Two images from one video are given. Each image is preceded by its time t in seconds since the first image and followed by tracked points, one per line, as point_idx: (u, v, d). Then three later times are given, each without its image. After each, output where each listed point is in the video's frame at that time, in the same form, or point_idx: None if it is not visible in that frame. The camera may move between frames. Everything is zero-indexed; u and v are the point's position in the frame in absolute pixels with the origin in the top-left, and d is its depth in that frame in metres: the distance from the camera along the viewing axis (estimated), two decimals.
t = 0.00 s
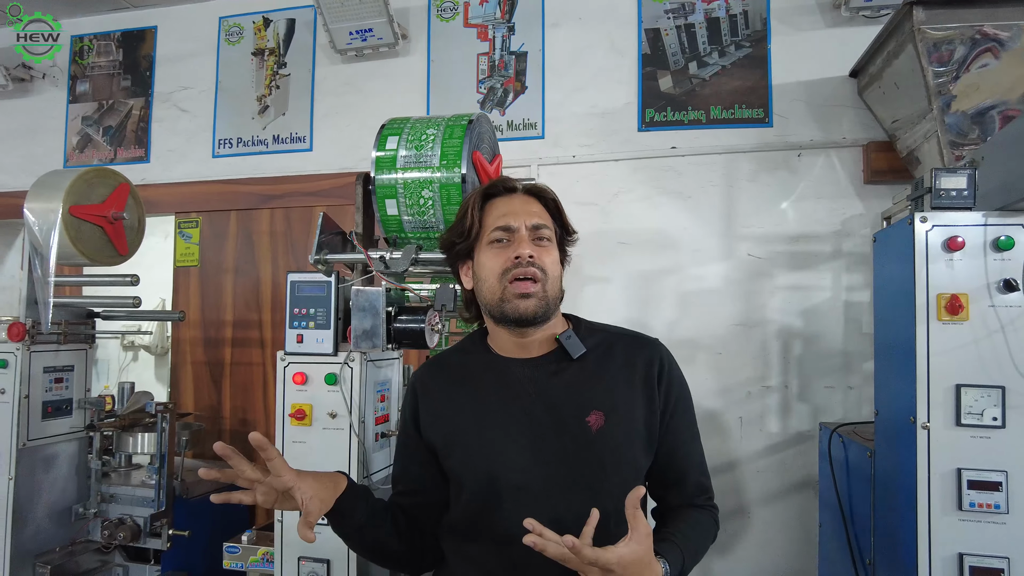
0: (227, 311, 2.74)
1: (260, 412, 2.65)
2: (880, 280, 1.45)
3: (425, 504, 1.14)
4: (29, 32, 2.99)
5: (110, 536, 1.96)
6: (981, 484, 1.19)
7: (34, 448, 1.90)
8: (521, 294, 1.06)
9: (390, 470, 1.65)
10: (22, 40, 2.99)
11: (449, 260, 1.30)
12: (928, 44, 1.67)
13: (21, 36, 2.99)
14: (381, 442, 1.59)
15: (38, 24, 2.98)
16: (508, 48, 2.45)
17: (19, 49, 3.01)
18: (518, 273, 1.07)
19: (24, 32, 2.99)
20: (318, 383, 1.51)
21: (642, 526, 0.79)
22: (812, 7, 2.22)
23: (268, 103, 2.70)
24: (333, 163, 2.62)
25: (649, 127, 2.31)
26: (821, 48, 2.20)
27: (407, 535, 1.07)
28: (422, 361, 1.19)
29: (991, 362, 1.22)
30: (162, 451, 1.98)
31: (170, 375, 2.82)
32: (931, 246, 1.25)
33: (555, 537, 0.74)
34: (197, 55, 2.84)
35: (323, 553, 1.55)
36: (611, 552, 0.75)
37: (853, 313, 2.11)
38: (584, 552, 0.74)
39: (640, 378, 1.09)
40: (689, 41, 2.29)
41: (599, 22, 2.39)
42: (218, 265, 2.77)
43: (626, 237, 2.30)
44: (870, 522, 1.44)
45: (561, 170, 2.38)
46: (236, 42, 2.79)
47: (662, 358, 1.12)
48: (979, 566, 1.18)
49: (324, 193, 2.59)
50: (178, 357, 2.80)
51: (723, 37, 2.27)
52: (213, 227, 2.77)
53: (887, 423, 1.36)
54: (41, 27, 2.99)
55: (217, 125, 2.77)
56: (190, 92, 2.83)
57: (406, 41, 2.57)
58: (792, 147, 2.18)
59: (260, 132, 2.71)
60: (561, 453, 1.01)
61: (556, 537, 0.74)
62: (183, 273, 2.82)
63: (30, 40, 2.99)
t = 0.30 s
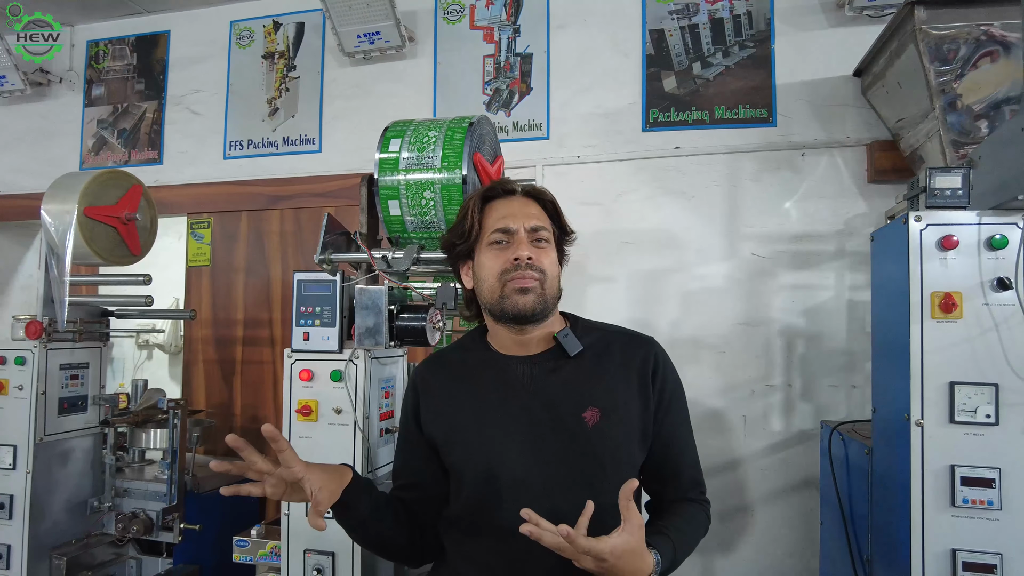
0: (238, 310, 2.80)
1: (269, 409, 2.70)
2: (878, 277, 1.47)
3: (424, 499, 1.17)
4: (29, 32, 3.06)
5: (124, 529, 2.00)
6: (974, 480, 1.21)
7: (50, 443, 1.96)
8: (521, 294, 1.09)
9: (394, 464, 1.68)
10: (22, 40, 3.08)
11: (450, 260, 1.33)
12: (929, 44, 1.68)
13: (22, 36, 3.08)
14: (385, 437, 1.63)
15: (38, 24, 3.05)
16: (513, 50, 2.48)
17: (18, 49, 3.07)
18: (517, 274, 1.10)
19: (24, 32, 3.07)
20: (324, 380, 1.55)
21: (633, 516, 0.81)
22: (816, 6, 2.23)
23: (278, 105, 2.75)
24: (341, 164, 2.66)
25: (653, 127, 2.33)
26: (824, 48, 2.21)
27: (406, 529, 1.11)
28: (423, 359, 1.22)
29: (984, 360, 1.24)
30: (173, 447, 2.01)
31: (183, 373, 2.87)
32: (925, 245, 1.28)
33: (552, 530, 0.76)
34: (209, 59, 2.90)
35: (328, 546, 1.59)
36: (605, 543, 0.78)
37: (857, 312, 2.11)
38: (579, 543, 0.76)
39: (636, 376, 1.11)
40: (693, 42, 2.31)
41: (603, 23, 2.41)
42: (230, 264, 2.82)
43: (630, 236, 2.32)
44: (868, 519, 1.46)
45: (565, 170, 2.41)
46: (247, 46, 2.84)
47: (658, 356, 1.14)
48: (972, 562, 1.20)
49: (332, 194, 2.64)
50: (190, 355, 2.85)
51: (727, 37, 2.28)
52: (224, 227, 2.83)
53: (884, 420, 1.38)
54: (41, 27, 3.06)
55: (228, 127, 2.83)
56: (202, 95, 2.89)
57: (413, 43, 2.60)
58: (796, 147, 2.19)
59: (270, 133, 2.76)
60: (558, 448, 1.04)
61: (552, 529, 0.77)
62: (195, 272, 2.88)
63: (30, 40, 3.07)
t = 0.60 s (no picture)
0: (248, 310, 2.84)
1: (278, 407, 2.75)
2: (877, 277, 1.48)
3: (426, 494, 1.19)
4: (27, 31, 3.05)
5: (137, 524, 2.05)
6: (969, 478, 1.22)
7: (65, 439, 2.02)
8: (524, 295, 1.11)
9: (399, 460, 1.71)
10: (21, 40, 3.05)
11: (455, 261, 1.36)
12: (930, 44, 1.69)
13: (20, 36, 3.06)
14: (390, 434, 1.66)
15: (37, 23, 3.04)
16: (519, 53, 2.51)
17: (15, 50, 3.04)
18: (521, 276, 1.12)
19: (24, 33, 3.06)
20: (330, 378, 1.58)
21: (633, 512, 0.83)
22: (820, 7, 2.24)
23: (287, 108, 2.80)
24: (349, 165, 2.70)
25: (658, 128, 2.35)
26: (828, 48, 2.22)
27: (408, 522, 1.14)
28: (426, 356, 1.25)
29: (980, 359, 1.25)
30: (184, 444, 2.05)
31: (194, 371, 2.93)
32: (921, 245, 1.29)
33: (554, 523, 0.78)
34: (220, 63, 2.95)
35: (334, 541, 1.62)
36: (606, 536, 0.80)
37: (861, 311, 2.12)
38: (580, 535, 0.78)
39: (635, 375, 1.13)
40: (696, 43, 2.32)
41: (608, 25, 2.43)
42: (240, 265, 2.87)
43: (635, 237, 2.34)
44: (867, 517, 1.48)
45: (570, 171, 2.43)
46: (257, 50, 2.89)
47: (657, 355, 1.16)
48: (967, 560, 1.22)
49: (339, 195, 2.68)
50: (201, 354, 2.91)
51: (731, 38, 2.29)
52: (234, 228, 2.88)
53: (882, 419, 1.39)
54: (41, 27, 3.06)
55: (238, 130, 2.88)
56: (213, 98, 2.95)
57: (420, 46, 2.64)
58: (800, 147, 2.20)
59: (279, 136, 2.80)
60: (558, 444, 1.07)
61: (555, 521, 0.79)
62: (206, 273, 2.93)
63: (29, 40, 3.07)
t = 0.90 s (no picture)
0: (259, 308, 2.88)
1: (289, 403, 2.78)
2: (885, 274, 1.48)
3: (435, 488, 1.21)
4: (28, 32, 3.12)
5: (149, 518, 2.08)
6: (977, 476, 1.22)
7: (80, 435, 2.06)
8: (530, 280, 1.13)
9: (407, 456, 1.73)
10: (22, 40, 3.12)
11: (462, 258, 1.37)
12: (940, 40, 1.69)
13: (22, 36, 3.13)
14: (399, 430, 1.68)
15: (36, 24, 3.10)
16: (527, 51, 2.52)
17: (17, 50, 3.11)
18: (526, 262, 1.14)
19: (24, 32, 3.12)
20: (339, 374, 1.60)
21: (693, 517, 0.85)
22: (829, 4, 2.23)
23: (297, 108, 2.83)
24: (358, 164, 2.72)
25: (666, 125, 2.35)
26: (838, 45, 2.21)
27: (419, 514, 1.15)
28: (435, 351, 1.26)
29: (989, 355, 1.25)
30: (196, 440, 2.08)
31: (206, 368, 2.96)
32: (928, 241, 1.29)
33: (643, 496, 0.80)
34: (231, 63, 2.99)
35: (344, 536, 1.64)
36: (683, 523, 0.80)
37: (870, 309, 2.11)
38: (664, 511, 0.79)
39: (642, 369, 1.14)
40: (705, 41, 2.32)
41: (616, 23, 2.44)
42: (251, 263, 2.91)
43: (643, 235, 2.34)
44: (875, 515, 1.47)
45: (578, 170, 2.44)
46: (267, 50, 2.92)
47: (664, 350, 1.17)
48: (975, 557, 1.22)
49: (349, 194, 2.70)
50: (213, 351, 2.94)
51: (739, 36, 2.29)
52: (245, 226, 2.91)
53: (890, 416, 1.39)
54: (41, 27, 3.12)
55: (249, 129, 2.91)
56: (224, 98, 2.98)
57: (428, 46, 2.65)
58: (808, 145, 2.20)
59: (290, 135, 2.83)
60: (566, 437, 1.08)
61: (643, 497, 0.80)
62: (218, 271, 2.97)
63: (30, 40, 3.14)
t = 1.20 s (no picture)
0: (269, 307, 2.89)
1: (299, 402, 2.79)
2: (903, 272, 1.46)
3: (448, 488, 1.20)
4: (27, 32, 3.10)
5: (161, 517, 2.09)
6: (1000, 478, 1.21)
7: (91, 434, 2.07)
8: (537, 281, 1.12)
9: (418, 456, 1.73)
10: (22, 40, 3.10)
11: (471, 259, 1.37)
12: (957, 36, 1.67)
13: (21, 35, 3.10)
14: (410, 430, 1.68)
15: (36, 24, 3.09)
16: (537, 49, 2.51)
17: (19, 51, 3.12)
18: (532, 262, 1.13)
19: (24, 32, 3.10)
20: (351, 374, 1.60)
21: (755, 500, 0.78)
22: None
23: (307, 107, 2.83)
24: (368, 163, 2.73)
25: (678, 123, 2.33)
26: (853, 41, 2.19)
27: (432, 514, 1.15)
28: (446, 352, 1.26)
29: (1010, 355, 1.23)
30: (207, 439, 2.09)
31: (216, 366, 2.98)
32: (948, 239, 1.27)
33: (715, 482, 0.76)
34: (241, 62, 2.99)
35: (355, 535, 1.64)
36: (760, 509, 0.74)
37: (885, 309, 2.08)
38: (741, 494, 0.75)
39: (654, 368, 1.13)
40: (717, 38, 2.30)
41: (627, 20, 2.42)
42: (261, 262, 2.92)
43: (654, 234, 2.33)
44: (893, 517, 1.46)
45: (589, 168, 2.43)
46: (277, 49, 2.93)
47: (677, 349, 1.15)
48: (997, 561, 1.20)
49: (359, 193, 2.70)
50: (223, 349, 2.95)
51: (752, 32, 2.27)
52: (255, 226, 2.92)
53: (909, 417, 1.38)
54: (40, 27, 3.10)
55: (259, 128, 2.92)
56: (234, 97, 2.99)
57: (438, 44, 2.65)
58: (822, 143, 2.18)
59: (300, 134, 2.83)
60: (578, 437, 1.08)
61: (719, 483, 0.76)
62: (228, 270, 2.98)
63: (30, 40, 3.11)
